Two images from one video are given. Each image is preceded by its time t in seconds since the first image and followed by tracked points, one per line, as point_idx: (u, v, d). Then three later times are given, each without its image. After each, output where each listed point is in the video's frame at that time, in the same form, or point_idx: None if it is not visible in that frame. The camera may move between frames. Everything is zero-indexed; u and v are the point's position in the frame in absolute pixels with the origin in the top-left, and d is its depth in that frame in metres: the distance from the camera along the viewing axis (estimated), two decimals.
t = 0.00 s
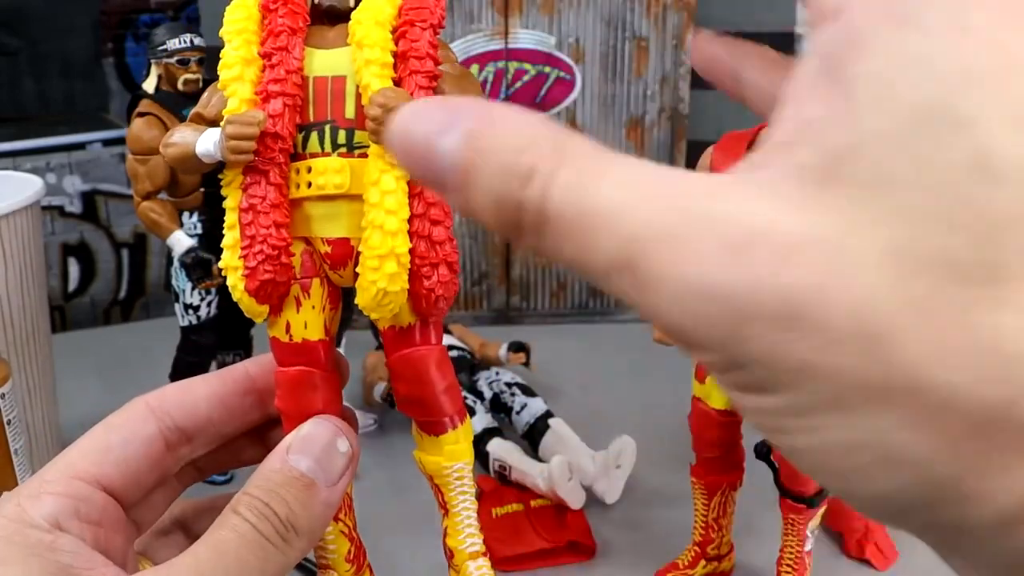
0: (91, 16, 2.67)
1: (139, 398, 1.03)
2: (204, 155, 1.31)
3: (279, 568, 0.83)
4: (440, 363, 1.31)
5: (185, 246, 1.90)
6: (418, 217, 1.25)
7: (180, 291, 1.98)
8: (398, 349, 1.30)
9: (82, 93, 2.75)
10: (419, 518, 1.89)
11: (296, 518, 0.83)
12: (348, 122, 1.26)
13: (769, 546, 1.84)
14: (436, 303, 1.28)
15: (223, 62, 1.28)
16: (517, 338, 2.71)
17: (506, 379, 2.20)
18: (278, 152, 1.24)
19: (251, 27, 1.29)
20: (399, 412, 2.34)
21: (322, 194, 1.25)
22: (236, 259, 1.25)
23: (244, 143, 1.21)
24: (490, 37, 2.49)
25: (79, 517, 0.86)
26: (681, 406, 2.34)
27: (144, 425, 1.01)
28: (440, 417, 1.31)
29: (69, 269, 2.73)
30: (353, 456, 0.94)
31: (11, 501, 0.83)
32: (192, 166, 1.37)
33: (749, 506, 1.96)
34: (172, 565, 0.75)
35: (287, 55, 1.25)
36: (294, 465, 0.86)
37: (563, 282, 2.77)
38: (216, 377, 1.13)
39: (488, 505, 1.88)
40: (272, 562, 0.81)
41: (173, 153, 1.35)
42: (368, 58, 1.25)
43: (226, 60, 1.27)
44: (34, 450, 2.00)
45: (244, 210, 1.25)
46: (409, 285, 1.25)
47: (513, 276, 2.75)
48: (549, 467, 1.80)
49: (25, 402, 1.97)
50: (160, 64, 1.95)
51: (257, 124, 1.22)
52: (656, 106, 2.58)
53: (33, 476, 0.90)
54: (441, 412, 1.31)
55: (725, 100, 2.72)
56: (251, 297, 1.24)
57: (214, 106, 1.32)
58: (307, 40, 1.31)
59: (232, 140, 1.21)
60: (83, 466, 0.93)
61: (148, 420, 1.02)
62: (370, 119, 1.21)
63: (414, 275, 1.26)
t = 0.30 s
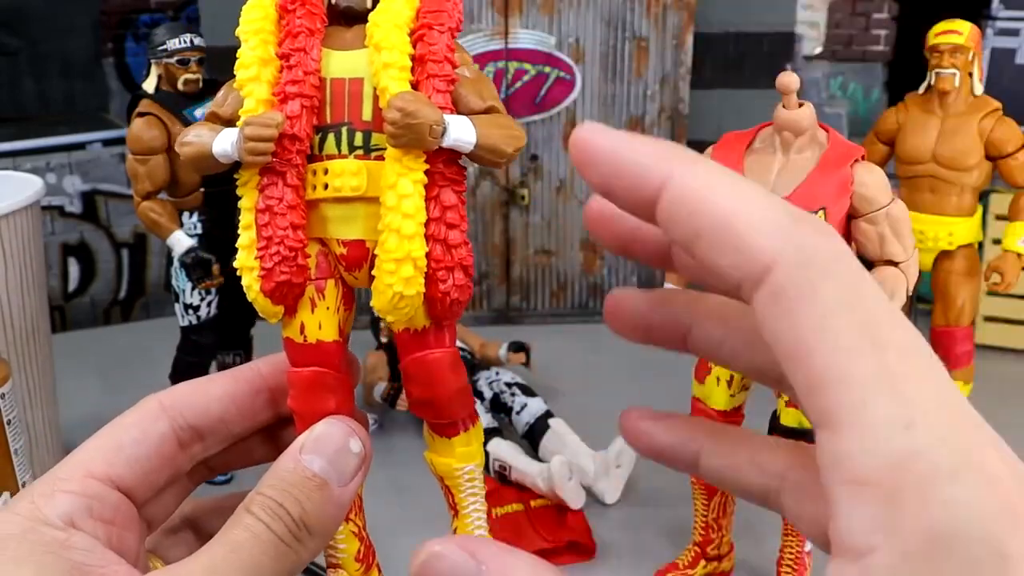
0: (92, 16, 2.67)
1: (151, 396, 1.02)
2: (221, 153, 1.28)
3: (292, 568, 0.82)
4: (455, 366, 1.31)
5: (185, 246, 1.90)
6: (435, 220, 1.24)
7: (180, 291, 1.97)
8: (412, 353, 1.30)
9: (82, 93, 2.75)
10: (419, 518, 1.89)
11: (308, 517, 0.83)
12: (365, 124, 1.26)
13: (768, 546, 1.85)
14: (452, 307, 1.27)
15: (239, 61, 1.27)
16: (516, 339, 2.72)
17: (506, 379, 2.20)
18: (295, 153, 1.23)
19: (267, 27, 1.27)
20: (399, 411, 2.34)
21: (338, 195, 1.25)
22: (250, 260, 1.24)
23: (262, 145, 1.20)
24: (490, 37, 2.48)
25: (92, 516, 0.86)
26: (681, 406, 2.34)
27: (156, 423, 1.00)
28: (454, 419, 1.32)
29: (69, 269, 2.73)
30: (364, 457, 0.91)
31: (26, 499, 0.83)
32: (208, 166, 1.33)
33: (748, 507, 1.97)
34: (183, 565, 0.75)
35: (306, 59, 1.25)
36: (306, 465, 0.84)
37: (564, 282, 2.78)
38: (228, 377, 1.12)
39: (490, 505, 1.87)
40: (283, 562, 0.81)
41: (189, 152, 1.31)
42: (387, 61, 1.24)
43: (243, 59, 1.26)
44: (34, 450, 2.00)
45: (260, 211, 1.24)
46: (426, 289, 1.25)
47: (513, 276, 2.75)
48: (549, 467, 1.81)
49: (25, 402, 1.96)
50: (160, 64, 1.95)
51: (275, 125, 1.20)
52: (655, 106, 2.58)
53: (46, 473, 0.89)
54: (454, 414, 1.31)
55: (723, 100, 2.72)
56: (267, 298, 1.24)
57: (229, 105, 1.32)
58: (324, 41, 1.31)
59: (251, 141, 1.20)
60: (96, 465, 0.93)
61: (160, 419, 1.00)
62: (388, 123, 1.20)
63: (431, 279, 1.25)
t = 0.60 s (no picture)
0: (92, 16, 2.67)
1: (154, 398, 1.01)
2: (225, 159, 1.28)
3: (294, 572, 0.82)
4: (456, 372, 1.31)
5: (185, 246, 1.90)
6: (437, 225, 1.24)
7: (180, 291, 1.97)
8: (413, 359, 1.30)
9: (82, 93, 2.75)
10: (419, 518, 1.89)
11: (310, 520, 0.82)
12: (369, 130, 1.26)
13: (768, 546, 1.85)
14: (453, 313, 1.27)
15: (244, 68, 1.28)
16: (516, 339, 2.71)
17: (506, 379, 2.20)
18: (298, 159, 1.24)
19: (272, 34, 1.28)
20: (399, 411, 2.34)
21: (341, 201, 1.25)
22: (253, 264, 1.25)
23: (266, 151, 1.20)
24: (490, 37, 2.48)
25: (95, 518, 0.86)
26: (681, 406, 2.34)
27: (158, 425, 1.00)
28: (455, 423, 1.32)
29: (69, 269, 2.73)
30: (366, 459, 0.92)
31: (29, 500, 0.82)
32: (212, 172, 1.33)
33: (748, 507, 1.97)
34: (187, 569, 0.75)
35: (310, 65, 1.25)
36: (307, 468, 0.85)
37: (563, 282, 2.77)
38: (231, 380, 1.12)
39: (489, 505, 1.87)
40: (285, 565, 0.80)
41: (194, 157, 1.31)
42: (390, 69, 1.25)
43: (247, 66, 1.26)
44: (34, 450, 2.00)
45: (264, 216, 1.24)
46: (428, 295, 1.25)
47: (513, 276, 2.75)
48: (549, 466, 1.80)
49: (25, 402, 1.96)
50: (160, 64, 1.95)
51: (280, 132, 1.21)
52: (655, 106, 2.58)
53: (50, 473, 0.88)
54: (456, 418, 1.31)
55: (723, 101, 2.72)
56: (269, 302, 1.25)
57: (234, 111, 1.32)
58: (328, 48, 1.31)
59: (255, 147, 1.20)
60: (98, 466, 0.92)
61: (162, 421, 1.00)
62: (391, 130, 1.20)
63: (432, 285, 1.25)
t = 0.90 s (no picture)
0: (92, 16, 2.67)
1: (154, 402, 1.00)
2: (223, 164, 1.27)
3: None
4: (456, 377, 1.31)
5: (185, 246, 1.90)
6: (437, 231, 1.24)
7: (180, 291, 1.97)
8: (411, 364, 1.30)
9: (82, 93, 2.75)
10: (419, 518, 1.89)
11: (310, 525, 0.83)
12: (368, 137, 1.26)
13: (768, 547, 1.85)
14: (452, 319, 1.27)
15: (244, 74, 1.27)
16: (516, 338, 2.72)
17: (506, 379, 2.20)
18: (298, 165, 1.23)
19: (272, 40, 1.28)
20: (398, 411, 2.34)
21: (340, 207, 1.25)
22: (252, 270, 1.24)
23: (265, 157, 1.20)
24: (490, 37, 2.48)
25: (95, 522, 0.86)
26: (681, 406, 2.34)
27: (158, 429, 0.99)
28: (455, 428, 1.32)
29: (69, 269, 2.73)
30: (365, 465, 0.91)
31: (28, 504, 0.83)
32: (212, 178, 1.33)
33: (747, 507, 1.97)
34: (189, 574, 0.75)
35: (308, 72, 1.25)
36: (306, 474, 0.85)
37: (564, 282, 2.78)
38: (230, 385, 1.11)
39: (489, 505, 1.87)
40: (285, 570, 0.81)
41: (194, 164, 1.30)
42: (390, 75, 1.25)
43: (247, 71, 1.26)
44: (34, 450, 2.00)
45: (263, 222, 1.24)
46: (427, 300, 1.25)
47: (513, 276, 2.75)
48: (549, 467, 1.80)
49: (25, 402, 1.96)
50: (160, 64, 1.95)
51: (280, 139, 1.20)
52: (655, 106, 2.58)
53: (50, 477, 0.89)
54: (455, 424, 1.31)
55: (723, 100, 2.72)
56: (269, 309, 1.25)
57: (233, 118, 1.32)
58: (327, 54, 1.31)
59: (255, 153, 1.20)
60: (99, 470, 0.92)
61: (162, 426, 0.99)
62: (391, 136, 1.20)
63: (431, 291, 1.25)
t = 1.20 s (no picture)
0: (92, 16, 2.67)
1: (151, 404, 1.00)
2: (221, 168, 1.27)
3: None
4: (451, 378, 1.30)
5: (185, 246, 1.90)
6: (432, 232, 1.24)
7: (180, 291, 1.97)
8: (406, 366, 1.30)
9: (82, 93, 2.75)
10: (419, 518, 1.89)
11: (307, 526, 0.83)
12: (364, 139, 1.26)
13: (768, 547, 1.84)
14: (448, 320, 1.27)
15: (239, 77, 1.27)
16: (516, 338, 2.72)
17: (506, 379, 2.20)
18: (293, 168, 1.23)
19: (267, 42, 1.28)
20: (398, 411, 2.34)
21: (336, 209, 1.25)
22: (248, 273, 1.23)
23: (260, 159, 1.20)
24: (490, 37, 2.48)
25: (93, 523, 0.86)
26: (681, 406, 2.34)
27: (156, 431, 0.99)
28: (451, 429, 1.32)
29: (69, 269, 2.73)
30: (363, 465, 0.91)
31: (25, 505, 0.83)
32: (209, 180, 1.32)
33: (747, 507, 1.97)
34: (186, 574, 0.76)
35: (303, 74, 1.25)
36: (304, 474, 0.84)
37: (563, 282, 2.78)
38: (227, 386, 1.11)
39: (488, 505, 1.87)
40: (282, 570, 0.81)
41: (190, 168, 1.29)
42: (384, 77, 1.24)
43: (242, 75, 1.26)
44: (34, 450, 2.00)
45: (258, 224, 1.24)
46: (423, 301, 1.24)
47: (513, 276, 2.75)
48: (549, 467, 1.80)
49: (25, 402, 1.96)
50: (160, 64, 1.95)
51: (275, 141, 1.20)
52: (655, 106, 2.58)
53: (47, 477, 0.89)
54: (450, 425, 1.31)
55: (723, 100, 2.72)
56: (266, 311, 1.24)
57: (228, 120, 1.30)
58: (323, 56, 1.31)
59: (250, 156, 1.20)
60: (96, 471, 0.92)
61: (160, 427, 0.99)
62: (386, 139, 1.20)
63: (426, 292, 1.24)
